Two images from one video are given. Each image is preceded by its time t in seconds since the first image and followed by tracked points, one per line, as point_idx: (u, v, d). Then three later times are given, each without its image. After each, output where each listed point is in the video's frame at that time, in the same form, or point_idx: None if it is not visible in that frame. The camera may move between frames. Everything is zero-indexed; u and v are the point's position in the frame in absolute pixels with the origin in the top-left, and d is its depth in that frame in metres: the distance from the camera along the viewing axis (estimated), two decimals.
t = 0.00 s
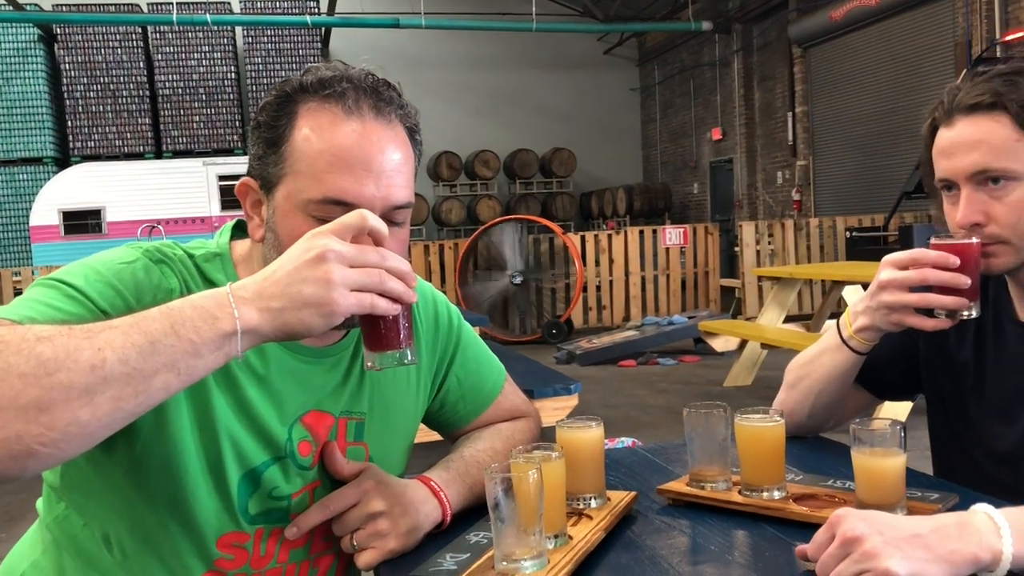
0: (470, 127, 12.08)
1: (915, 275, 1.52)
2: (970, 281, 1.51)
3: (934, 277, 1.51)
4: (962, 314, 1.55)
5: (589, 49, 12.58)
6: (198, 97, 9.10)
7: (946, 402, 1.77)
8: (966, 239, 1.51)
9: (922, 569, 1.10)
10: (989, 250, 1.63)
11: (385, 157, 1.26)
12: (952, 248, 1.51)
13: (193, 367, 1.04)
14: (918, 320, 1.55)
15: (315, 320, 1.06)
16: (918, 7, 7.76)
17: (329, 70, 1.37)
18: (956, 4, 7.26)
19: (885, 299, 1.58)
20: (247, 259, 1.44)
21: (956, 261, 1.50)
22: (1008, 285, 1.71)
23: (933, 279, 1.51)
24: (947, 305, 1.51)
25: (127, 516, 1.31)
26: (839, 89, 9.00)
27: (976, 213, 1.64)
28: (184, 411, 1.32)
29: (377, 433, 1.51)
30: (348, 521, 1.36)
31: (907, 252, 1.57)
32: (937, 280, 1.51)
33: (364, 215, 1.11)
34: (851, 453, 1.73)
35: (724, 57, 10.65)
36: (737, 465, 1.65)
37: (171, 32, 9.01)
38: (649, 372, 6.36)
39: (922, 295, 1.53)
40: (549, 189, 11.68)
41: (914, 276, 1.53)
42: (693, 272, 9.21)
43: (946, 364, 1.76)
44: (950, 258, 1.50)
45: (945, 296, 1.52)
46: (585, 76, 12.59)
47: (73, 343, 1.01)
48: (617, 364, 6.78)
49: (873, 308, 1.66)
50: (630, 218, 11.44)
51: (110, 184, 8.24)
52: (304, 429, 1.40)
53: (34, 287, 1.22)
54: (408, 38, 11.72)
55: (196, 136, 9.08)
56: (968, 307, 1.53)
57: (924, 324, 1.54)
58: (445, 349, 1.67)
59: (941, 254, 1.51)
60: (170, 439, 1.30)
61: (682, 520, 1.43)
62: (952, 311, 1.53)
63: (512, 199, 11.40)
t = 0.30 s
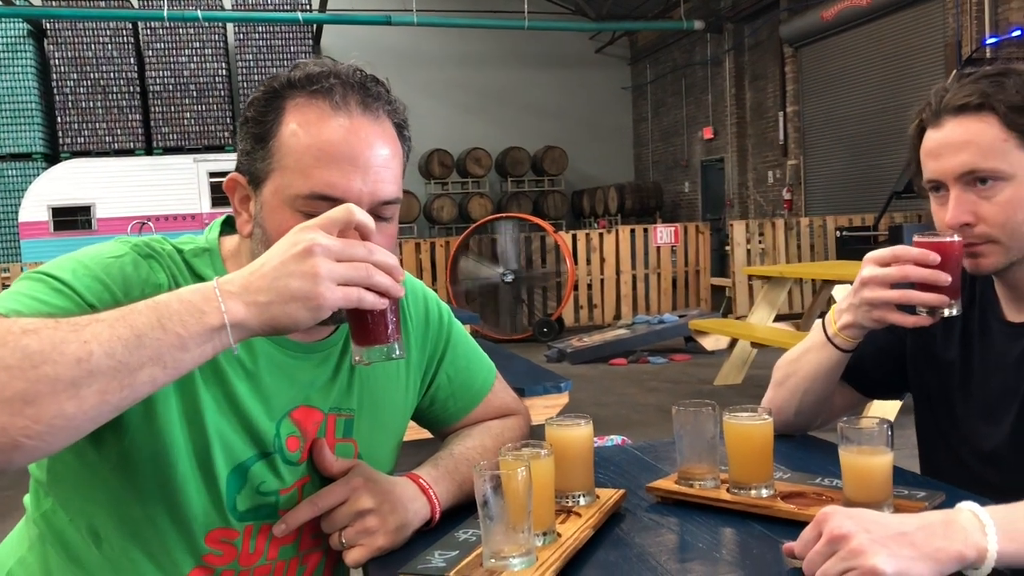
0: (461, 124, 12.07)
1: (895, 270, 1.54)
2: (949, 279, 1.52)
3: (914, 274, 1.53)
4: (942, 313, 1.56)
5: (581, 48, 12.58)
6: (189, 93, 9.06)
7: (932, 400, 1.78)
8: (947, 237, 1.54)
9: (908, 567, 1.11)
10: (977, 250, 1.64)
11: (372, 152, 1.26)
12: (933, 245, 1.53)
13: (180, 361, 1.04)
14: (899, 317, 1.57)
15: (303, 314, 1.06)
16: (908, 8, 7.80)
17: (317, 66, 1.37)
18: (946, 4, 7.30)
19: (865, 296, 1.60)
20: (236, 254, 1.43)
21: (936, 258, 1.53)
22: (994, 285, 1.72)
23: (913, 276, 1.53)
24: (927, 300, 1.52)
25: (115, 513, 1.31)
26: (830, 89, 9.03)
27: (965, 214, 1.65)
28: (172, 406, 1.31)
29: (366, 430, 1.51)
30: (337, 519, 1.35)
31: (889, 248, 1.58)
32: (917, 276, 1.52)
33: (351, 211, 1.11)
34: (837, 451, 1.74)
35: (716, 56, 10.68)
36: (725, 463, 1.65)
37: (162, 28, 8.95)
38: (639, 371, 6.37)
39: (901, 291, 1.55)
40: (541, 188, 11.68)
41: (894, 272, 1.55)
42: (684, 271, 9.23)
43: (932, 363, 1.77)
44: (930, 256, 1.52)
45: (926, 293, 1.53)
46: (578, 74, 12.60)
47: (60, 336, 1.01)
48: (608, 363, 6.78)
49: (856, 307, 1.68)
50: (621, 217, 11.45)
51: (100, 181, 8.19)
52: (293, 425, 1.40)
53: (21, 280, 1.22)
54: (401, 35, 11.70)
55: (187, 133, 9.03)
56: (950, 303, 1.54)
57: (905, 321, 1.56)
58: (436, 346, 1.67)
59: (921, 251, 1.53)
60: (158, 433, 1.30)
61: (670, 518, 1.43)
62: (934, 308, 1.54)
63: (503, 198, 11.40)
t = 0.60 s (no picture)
0: (452, 123, 12.05)
1: (883, 270, 1.55)
2: (936, 279, 1.53)
3: (902, 274, 1.54)
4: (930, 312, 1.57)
5: (572, 48, 12.60)
6: (178, 91, 8.98)
7: (919, 401, 1.79)
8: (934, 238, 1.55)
9: (893, 567, 1.11)
10: (961, 251, 1.65)
11: (348, 143, 1.26)
12: (921, 246, 1.54)
13: (163, 364, 1.03)
14: (886, 317, 1.58)
15: (286, 317, 1.05)
16: (897, 10, 7.85)
17: (293, 58, 1.37)
18: (935, 7, 7.34)
19: (853, 296, 1.61)
20: (221, 253, 1.43)
21: (924, 259, 1.53)
22: (979, 287, 1.73)
23: (901, 277, 1.53)
24: (914, 302, 1.53)
25: (100, 513, 1.30)
26: (819, 90, 9.07)
27: (949, 215, 1.66)
28: (157, 406, 1.31)
29: (354, 430, 1.50)
30: (324, 518, 1.35)
31: (878, 248, 1.59)
32: (906, 276, 1.53)
33: (336, 212, 1.11)
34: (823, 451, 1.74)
35: (706, 57, 10.71)
36: (712, 463, 1.66)
37: (151, 26, 8.86)
38: (628, 371, 6.38)
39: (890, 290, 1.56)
40: (531, 188, 11.69)
41: (882, 272, 1.56)
42: (673, 271, 9.26)
43: (917, 364, 1.79)
44: (918, 256, 1.53)
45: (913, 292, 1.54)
46: (568, 75, 12.61)
47: (41, 339, 1.00)
48: (597, 363, 6.80)
49: (844, 307, 1.69)
50: (611, 217, 11.47)
51: (88, 178, 8.13)
52: (279, 424, 1.39)
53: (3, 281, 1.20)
54: (391, 34, 11.68)
55: (176, 131, 8.95)
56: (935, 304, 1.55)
57: (892, 322, 1.57)
58: (423, 346, 1.67)
59: (908, 252, 1.54)
60: (143, 434, 1.29)
61: (657, 517, 1.44)
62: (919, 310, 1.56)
63: (494, 197, 11.39)
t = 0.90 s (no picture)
0: (443, 123, 12.04)
1: (866, 274, 1.56)
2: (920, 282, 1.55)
3: (885, 277, 1.55)
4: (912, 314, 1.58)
5: (562, 48, 12.61)
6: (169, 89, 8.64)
7: (905, 402, 1.81)
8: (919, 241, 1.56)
9: (876, 566, 1.13)
10: (948, 252, 1.67)
11: (270, 112, 1.32)
12: (903, 249, 1.55)
13: (138, 379, 1.04)
14: (871, 320, 1.59)
15: (263, 332, 1.05)
16: (886, 13, 7.90)
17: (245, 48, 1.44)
18: (923, 10, 7.39)
19: (837, 299, 1.62)
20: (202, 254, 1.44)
21: (907, 261, 1.55)
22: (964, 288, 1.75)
23: (885, 280, 1.55)
24: (896, 303, 1.54)
25: (84, 515, 1.30)
26: (808, 92, 9.12)
27: (936, 216, 1.68)
28: (138, 410, 1.30)
29: (339, 429, 1.50)
30: (311, 518, 1.35)
31: (861, 252, 1.60)
32: (888, 279, 1.55)
33: (314, 226, 1.10)
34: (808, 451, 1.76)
35: (696, 58, 10.75)
36: (699, 463, 1.67)
37: (140, 24, 8.53)
38: (618, 371, 6.39)
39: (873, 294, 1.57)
40: (521, 188, 11.70)
41: (865, 275, 1.56)
42: (663, 272, 9.29)
43: (903, 366, 1.80)
44: (901, 260, 1.54)
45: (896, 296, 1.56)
46: (558, 75, 12.63)
47: (15, 355, 1.01)
48: (587, 363, 6.81)
49: (828, 308, 1.70)
50: (602, 217, 11.48)
51: (77, 176, 8.03)
52: (262, 423, 1.39)
53: None
54: (382, 34, 11.66)
55: (166, 129, 8.62)
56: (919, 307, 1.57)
57: (876, 324, 1.58)
58: (409, 347, 1.67)
59: (892, 255, 1.55)
60: (123, 437, 1.29)
61: (643, 517, 1.44)
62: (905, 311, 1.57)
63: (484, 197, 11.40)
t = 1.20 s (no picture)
0: (437, 122, 12.03)
1: (829, 277, 1.56)
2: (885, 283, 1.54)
3: (850, 281, 1.54)
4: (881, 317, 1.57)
5: (557, 48, 12.61)
6: (161, 88, 8.31)
7: (899, 404, 1.80)
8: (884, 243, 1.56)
9: (869, 566, 1.13)
10: (952, 244, 1.66)
11: (259, 102, 1.33)
12: (866, 251, 1.55)
13: (120, 394, 1.04)
14: (838, 323, 1.58)
15: (247, 346, 1.05)
16: (879, 14, 7.92)
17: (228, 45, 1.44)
18: (917, 11, 7.42)
19: (806, 303, 1.62)
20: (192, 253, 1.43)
21: (870, 263, 1.54)
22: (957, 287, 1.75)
23: (849, 282, 1.54)
24: (862, 306, 1.54)
25: (74, 518, 1.30)
26: (802, 93, 9.15)
27: (943, 208, 1.67)
28: (126, 413, 1.29)
29: (332, 428, 1.49)
30: (303, 518, 1.35)
31: (825, 256, 1.59)
32: (850, 282, 1.54)
33: (301, 236, 1.10)
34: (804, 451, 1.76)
35: (691, 58, 10.76)
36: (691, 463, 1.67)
37: (134, 21, 8.27)
38: (612, 370, 6.39)
39: (840, 297, 1.56)
40: (515, 187, 11.70)
41: (829, 279, 1.56)
42: (656, 272, 9.30)
43: (896, 366, 1.80)
44: (865, 261, 1.54)
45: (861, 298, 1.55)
46: (553, 75, 12.62)
47: None
48: (580, 362, 6.82)
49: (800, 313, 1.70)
50: (596, 217, 11.48)
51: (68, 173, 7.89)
52: (254, 423, 1.38)
53: None
54: (376, 32, 11.63)
55: (159, 128, 8.36)
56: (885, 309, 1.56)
57: (844, 327, 1.57)
58: (402, 347, 1.66)
59: (856, 257, 1.55)
60: (111, 441, 1.28)
61: (637, 517, 1.44)
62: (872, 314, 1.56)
63: (478, 196, 11.41)
